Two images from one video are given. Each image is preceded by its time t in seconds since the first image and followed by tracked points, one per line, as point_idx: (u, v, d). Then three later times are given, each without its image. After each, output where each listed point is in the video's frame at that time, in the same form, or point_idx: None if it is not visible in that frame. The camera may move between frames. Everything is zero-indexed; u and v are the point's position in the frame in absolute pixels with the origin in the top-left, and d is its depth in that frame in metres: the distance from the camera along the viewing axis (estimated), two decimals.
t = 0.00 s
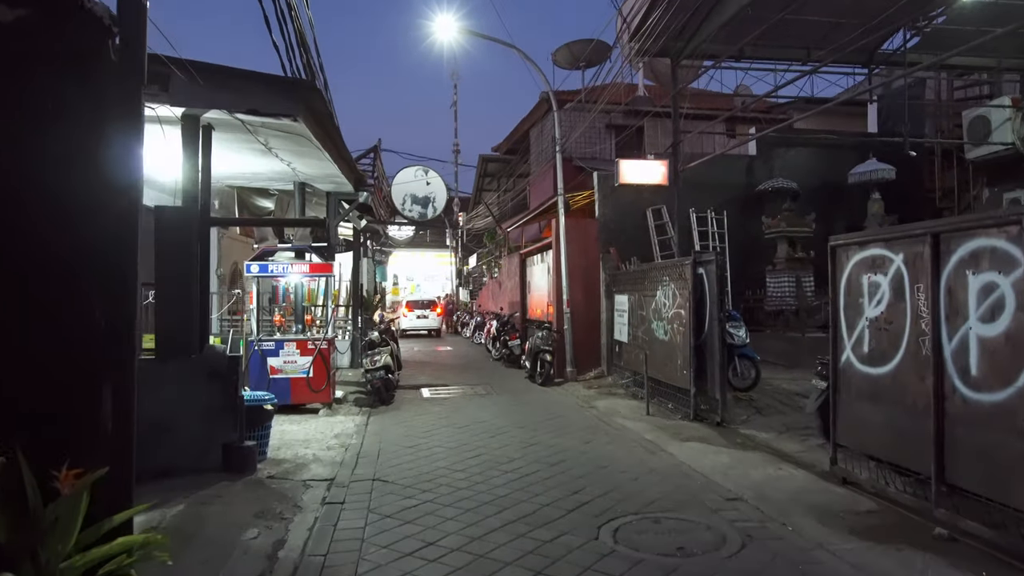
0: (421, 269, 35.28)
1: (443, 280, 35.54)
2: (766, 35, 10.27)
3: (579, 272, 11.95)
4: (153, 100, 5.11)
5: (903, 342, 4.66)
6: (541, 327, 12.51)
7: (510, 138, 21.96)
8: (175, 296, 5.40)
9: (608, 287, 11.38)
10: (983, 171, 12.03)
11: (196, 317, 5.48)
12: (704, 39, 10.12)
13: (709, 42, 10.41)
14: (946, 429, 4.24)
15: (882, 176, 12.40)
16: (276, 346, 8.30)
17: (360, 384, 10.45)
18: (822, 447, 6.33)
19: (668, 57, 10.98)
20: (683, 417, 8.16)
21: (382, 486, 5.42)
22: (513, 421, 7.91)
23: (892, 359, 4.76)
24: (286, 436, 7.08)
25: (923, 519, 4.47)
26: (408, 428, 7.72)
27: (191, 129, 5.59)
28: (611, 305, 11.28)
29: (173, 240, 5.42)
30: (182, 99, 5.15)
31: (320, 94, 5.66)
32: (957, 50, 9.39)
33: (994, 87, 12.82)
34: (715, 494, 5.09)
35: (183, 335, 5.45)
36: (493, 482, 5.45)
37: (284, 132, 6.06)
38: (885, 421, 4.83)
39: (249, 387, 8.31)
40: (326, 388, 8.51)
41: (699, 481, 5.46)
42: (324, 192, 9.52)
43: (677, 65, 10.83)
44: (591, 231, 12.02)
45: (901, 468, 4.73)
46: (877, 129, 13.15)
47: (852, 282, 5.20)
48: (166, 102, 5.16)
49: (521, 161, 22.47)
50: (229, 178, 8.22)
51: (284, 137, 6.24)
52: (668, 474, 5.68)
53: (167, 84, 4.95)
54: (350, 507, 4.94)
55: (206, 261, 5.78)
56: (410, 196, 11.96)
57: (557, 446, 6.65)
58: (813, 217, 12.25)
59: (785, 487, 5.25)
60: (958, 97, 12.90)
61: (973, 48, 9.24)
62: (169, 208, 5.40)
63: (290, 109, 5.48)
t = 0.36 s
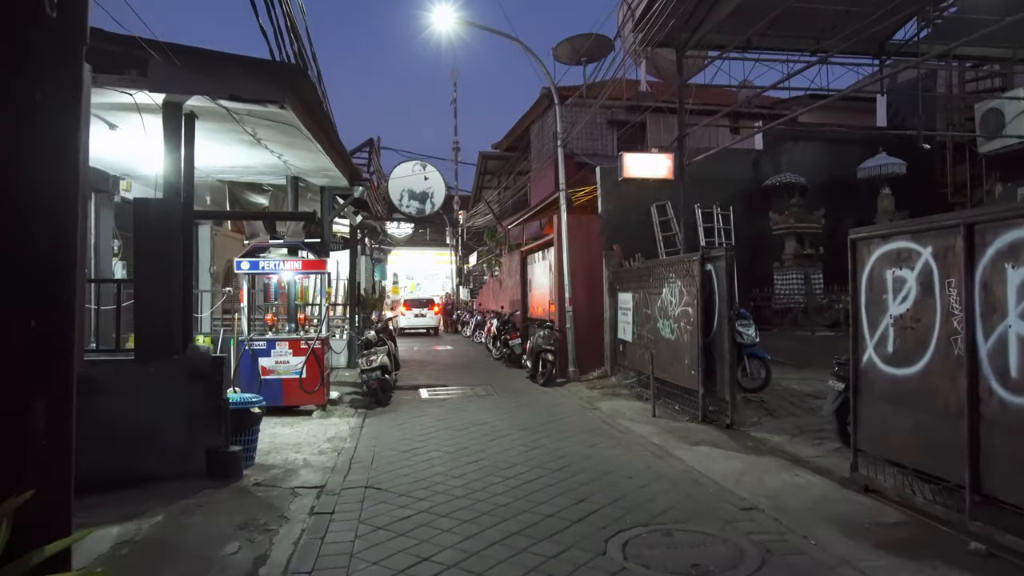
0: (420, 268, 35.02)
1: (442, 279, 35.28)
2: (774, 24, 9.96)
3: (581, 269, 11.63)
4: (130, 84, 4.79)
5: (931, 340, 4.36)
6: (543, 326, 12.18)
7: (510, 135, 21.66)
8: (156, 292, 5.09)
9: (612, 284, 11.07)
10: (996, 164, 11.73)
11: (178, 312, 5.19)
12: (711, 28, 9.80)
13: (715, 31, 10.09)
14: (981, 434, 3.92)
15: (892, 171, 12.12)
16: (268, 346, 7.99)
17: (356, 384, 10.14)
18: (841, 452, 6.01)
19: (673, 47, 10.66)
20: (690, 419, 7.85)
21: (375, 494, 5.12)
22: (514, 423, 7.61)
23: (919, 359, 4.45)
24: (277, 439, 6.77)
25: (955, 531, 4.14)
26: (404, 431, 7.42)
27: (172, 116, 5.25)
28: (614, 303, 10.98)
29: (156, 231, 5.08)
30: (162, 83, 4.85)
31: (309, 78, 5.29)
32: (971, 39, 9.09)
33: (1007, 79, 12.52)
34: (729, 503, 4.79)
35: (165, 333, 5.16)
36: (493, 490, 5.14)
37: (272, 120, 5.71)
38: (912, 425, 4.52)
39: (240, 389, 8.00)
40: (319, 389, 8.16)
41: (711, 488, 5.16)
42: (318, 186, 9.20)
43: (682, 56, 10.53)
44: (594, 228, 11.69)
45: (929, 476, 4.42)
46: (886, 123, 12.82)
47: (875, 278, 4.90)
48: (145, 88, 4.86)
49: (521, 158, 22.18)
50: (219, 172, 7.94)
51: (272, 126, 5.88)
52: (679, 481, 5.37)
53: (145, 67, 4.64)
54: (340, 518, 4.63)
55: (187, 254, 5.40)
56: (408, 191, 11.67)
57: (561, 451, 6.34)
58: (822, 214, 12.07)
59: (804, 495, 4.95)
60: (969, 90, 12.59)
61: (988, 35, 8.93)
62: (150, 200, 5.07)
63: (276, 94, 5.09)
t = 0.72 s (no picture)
0: (421, 270, 34.74)
1: (443, 281, 34.98)
2: (784, 20, 9.67)
3: (584, 273, 11.33)
4: (107, 78, 4.46)
5: (963, 350, 4.06)
6: (545, 330, 11.87)
7: (511, 136, 21.37)
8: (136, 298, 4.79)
9: (616, 288, 10.77)
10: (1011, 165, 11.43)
11: (161, 319, 4.89)
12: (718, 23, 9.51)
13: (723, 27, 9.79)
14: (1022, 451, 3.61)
15: (903, 172, 11.83)
16: (260, 352, 7.71)
17: (353, 391, 9.84)
18: (860, 466, 5.70)
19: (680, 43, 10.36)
20: (699, 429, 7.54)
21: (369, 512, 4.82)
22: (515, 433, 7.31)
23: (951, 370, 4.15)
24: (268, 450, 6.46)
25: (994, 558, 3.83)
26: (401, 441, 7.12)
27: (155, 111, 4.95)
28: (618, 307, 10.68)
29: (138, 233, 4.81)
30: (142, 77, 4.54)
31: (299, 71, 5.00)
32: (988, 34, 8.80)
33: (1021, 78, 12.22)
34: (745, 523, 4.49)
35: (146, 341, 4.85)
36: (494, 507, 4.85)
37: (261, 116, 5.42)
38: (944, 441, 4.21)
39: (231, 397, 7.72)
40: (314, 397, 7.86)
41: (725, 506, 4.86)
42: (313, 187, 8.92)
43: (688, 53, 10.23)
44: (597, 229, 11.39)
45: (961, 496, 4.11)
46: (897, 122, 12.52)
47: (900, 282, 4.60)
48: (125, 82, 4.54)
49: (523, 159, 21.90)
50: (211, 172, 7.68)
51: (262, 122, 5.59)
52: (691, 498, 5.06)
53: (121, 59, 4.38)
54: (330, 539, 4.33)
55: (172, 256, 5.07)
56: (406, 192, 11.38)
57: (566, 464, 6.04)
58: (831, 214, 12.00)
59: (824, 514, 4.65)
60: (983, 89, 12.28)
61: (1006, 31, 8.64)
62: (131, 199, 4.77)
63: (264, 88, 4.80)
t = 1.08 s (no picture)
0: (424, 270, 34.49)
1: (446, 281, 34.71)
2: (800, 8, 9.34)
3: (592, 270, 11.00)
4: (89, 59, 4.15)
5: (1013, 351, 3.73)
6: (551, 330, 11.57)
7: (516, 133, 21.08)
8: (120, 295, 4.45)
9: (625, 286, 10.45)
10: None
11: (148, 318, 4.55)
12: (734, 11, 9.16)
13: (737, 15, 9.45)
14: None
15: (921, 167, 11.49)
16: (256, 352, 7.41)
17: (353, 393, 9.54)
18: (888, 475, 5.38)
19: (693, 33, 10.01)
20: (713, 433, 7.22)
21: (367, 525, 4.50)
22: (522, 438, 6.99)
23: (999, 373, 3.81)
24: (263, 455, 6.16)
25: None
26: (403, 446, 6.80)
27: (143, 97, 4.58)
28: (627, 307, 10.37)
29: (121, 223, 4.45)
30: (126, 58, 4.20)
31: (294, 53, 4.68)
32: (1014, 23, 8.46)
33: None
34: (771, 538, 4.17)
35: (132, 342, 4.49)
36: (501, 519, 4.53)
37: (255, 103, 5.10)
38: (990, 451, 3.88)
39: (225, 398, 7.42)
40: (311, 399, 7.54)
41: (747, 519, 4.54)
42: (312, 181, 8.62)
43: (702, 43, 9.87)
44: (605, 226, 11.07)
45: (1009, 511, 3.78)
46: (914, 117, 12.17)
47: (938, 279, 4.28)
48: (109, 63, 4.21)
49: (528, 157, 21.60)
50: (206, 165, 7.41)
51: (258, 109, 5.28)
52: (710, 508, 4.74)
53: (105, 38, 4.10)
54: (324, 554, 4.03)
55: (160, 250, 4.69)
56: (409, 187, 11.07)
57: (576, 471, 5.72)
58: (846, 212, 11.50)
59: (856, 527, 4.32)
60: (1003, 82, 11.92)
61: None
62: (113, 188, 4.42)
63: (256, 72, 4.47)
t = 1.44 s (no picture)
0: (428, 269, 34.23)
1: (451, 281, 34.45)
2: None
3: (600, 270, 10.68)
4: (68, 46, 3.84)
5: None
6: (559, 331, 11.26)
7: (521, 131, 20.76)
8: (102, 297, 4.16)
9: (635, 286, 10.13)
10: None
11: (132, 321, 4.26)
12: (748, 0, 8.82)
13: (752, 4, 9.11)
14: None
15: (939, 163, 11.15)
16: (253, 355, 7.14)
17: (356, 396, 9.26)
18: (919, 485, 5.05)
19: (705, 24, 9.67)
20: (730, 439, 6.90)
21: (366, 540, 4.22)
22: (530, 444, 6.70)
23: None
24: (258, 463, 5.88)
25: None
26: (406, 452, 6.52)
27: (128, 88, 4.29)
28: (637, 307, 10.05)
29: (102, 219, 4.16)
30: (107, 45, 3.90)
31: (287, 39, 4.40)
32: None
33: None
34: (800, 557, 3.86)
35: (116, 346, 4.20)
36: (509, 535, 4.23)
37: (247, 93, 4.82)
38: None
39: (222, 403, 7.15)
40: (310, 404, 7.26)
41: (773, 535, 4.23)
42: (312, 178, 8.35)
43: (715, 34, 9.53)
44: (614, 224, 10.75)
45: None
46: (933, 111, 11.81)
47: (980, 277, 3.96)
48: (90, 51, 3.91)
49: (534, 155, 21.29)
50: (202, 161, 7.17)
51: (250, 100, 5.00)
52: (732, 523, 4.44)
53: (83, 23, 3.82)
54: (318, 574, 3.73)
55: (145, 248, 4.39)
56: (412, 184, 10.79)
57: (587, 481, 5.42)
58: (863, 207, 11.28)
59: (891, 545, 4.01)
60: None
61: None
62: (93, 182, 4.14)
63: (245, 58, 4.18)
